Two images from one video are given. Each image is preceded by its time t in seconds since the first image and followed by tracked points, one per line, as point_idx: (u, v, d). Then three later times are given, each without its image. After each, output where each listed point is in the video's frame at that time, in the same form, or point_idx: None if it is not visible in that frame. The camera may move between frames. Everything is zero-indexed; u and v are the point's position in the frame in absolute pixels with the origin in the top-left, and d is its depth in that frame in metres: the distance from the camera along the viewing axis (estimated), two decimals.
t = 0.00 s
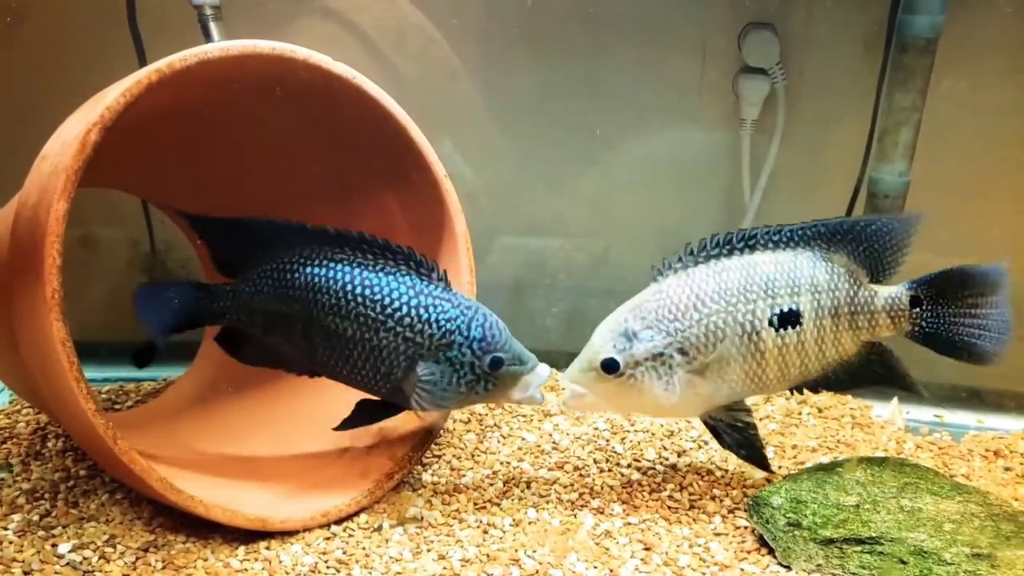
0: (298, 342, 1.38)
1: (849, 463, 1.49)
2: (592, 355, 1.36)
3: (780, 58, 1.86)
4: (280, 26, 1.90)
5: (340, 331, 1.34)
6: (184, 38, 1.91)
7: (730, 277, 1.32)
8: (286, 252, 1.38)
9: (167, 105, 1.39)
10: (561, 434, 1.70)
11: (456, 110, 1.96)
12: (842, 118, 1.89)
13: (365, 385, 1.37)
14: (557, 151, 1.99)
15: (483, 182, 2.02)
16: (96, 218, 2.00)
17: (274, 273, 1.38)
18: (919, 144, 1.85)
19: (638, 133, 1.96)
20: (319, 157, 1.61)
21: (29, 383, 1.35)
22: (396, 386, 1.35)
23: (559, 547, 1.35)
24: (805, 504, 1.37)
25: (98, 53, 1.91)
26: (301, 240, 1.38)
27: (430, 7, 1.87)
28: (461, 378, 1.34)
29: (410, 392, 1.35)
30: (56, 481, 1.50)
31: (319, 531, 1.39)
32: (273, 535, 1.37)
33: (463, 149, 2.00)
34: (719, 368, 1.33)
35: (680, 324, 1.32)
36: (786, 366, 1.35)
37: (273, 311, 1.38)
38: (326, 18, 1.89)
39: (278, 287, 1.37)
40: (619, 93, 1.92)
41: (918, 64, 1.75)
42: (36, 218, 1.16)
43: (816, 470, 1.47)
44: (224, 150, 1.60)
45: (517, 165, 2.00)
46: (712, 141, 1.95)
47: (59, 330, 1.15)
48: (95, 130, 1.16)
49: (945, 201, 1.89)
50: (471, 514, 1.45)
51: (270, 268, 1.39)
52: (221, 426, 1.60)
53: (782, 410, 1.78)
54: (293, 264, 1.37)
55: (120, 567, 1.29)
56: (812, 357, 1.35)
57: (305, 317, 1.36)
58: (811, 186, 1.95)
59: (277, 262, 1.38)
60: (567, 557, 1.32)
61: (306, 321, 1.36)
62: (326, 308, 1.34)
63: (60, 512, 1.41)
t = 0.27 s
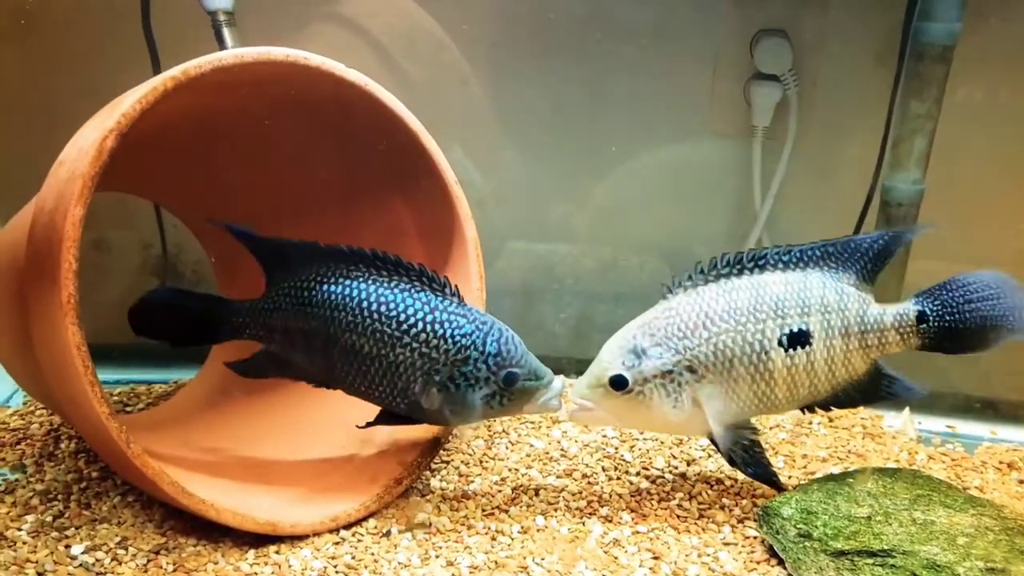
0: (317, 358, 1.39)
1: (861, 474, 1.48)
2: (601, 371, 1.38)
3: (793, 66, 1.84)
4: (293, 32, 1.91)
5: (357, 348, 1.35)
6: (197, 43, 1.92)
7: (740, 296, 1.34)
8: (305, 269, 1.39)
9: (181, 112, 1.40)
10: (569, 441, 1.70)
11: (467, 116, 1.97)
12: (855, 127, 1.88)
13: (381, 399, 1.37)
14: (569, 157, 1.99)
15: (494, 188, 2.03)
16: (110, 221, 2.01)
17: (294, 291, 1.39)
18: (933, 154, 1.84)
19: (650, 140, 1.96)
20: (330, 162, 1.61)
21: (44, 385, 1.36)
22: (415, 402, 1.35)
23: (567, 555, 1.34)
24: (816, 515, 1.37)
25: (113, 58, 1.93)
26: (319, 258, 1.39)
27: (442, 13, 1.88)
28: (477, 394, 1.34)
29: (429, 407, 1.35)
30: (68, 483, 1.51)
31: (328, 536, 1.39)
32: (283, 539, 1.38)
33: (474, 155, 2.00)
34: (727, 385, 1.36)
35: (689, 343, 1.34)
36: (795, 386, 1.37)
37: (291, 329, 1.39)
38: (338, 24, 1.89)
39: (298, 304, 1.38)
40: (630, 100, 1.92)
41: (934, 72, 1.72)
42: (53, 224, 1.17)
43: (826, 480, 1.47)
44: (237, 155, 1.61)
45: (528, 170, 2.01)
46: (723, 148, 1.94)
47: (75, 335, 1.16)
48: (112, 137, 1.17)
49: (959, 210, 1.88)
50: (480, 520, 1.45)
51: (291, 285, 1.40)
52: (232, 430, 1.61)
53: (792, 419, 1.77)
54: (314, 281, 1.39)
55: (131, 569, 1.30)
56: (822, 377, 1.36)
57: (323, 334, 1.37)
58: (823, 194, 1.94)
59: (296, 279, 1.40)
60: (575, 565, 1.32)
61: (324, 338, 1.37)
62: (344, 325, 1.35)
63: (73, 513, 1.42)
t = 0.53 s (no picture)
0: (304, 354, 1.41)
1: (866, 476, 1.48)
2: (614, 378, 1.37)
3: (800, 66, 1.84)
4: (299, 33, 1.91)
5: (339, 344, 1.36)
6: (203, 44, 1.92)
7: (751, 302, 1.34)
8: (291, 264, 1.43)
9: (186, 113, 1.40)
10: (575, 442, 1.70)
11: (473, 117, 1.97)
12: (861, 128, 1.88)
13: (360, 398, 1.37)
14: (574, 158, 1.99)
15: (499, 189, 2.03)
16: (115, 222, 2.01)
17: (279, 286, 1.42)
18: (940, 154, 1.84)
19: (655, 141, 1.96)
20: (337, 162, 1.61)
21: (49, 386, 1.36)
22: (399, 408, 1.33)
23: (573, 557, 1.34)
24: (821, 517, 1.37)
25: (119, 59, 1.93)
26: (308, 255, 1.43)
27: (448, 14, 1.88)
28: (457, 398, 1.34)
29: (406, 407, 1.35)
30: (73, 483, 1.51)
31: (333, 536, 1.39)
32: (288, 540, 1.38)
33: (480, 156, 2.00)
34: (740, 391, 1.35)
35: (701, 349, 1.34)
36: (808, 391, 1.37)
37: (279, 324, 1.41)
38: (344, 25, 1.90)
39: (284, 299, 1.41)
40: (635, 101, 1.92)
41: (940, 74, 1.72)
42: (59, 224, 1.17)
43: (832, 482, 1.47)
44: (243, 155, 1.61)
45: (534, 172, 2.01)
46: (728, 149, 1.94)
47: (80, 335, 1.16)
48: (119, 137, 1.17)
49: (964, 212, 1.88)
50: (485, 521, 1.45)
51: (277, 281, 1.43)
52: (238, 431, 1.61)
53: (797, 421, 1.77)
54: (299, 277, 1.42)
55: (137, 570, 1.30)
56: (835, 381, 1.37)
57: (309, 328, 1.39)
58: (829, 195, 1.94)
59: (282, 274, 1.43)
60: (581, 566, 1.32)
61: (310, 332, 1.39)
62: (328, 321, 1.37)
63: (78, 514, 1.42)
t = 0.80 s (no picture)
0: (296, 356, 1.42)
1: (867, 479, 1.48)
2: (589, 387, 1.40)
3: (800, 70, 1.84)
4: (300, 36, 1.91)
5: (335, 348, 1.37)
6: (204, 47, 1.92)
7: (724, 320, 1.37)
8: (291, 266, 1.44)
9: (188, 116, 1.40)
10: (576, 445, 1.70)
11: (473, 120, 1.97)
12: (863, 130, 1.88)
13: (349, 404, 1.38)
14: (574, 161, 1.99)
15: (500, 192, 2.03)
16: (116, 224, 2.01)
17: (275, 286, 1.43)
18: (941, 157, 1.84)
19: (656, 144, 1.96)
20: (337, 165, 1.61)
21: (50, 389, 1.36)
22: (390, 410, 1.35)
23: (574, 559, 1.34)
24: (822, 519, 1.37)
25: (120, 62, 1.93)
26: (308, 258, 1.44)
27: (448, 17, 1.88)
28: (451, 404, 1.34)
29: (399, 412, 1.35)
30: (74, 486, 1.51)
31: (334, 540, 1.39)
32: (289, 543, 1.38)
33: (481, 158, 2.00)
34: (713, 407, 1.37)
35: (673, 364, 1.36)
36: (781, 410, 1.38)
37: (270, 326, 1.43)
38: (345, 28, 1.90)
39: (278, 303, 1.42)
40: (636, 103, 1.92)
41: (940, 77, 1.70)
42: (59, 227, 1.17)
43: (833, 484, 1.47)
44: (244, 157, 1.61)
45: (534, 174, 2.01)
46: (729, 152, 1.94)
47: (81, 338, 1.16)
48: (120, 139, 1.17)
49: (964, 214, 1.88)
50: (486, 524, 1.45)
51: (274, 284, 1.44)
52: (239, 433, 1.61)
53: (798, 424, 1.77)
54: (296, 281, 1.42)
55: (137, 573, 1.29)
56: (809, 400, 1.38)
57: (302, 331, 1.40)
58: (829, 198, 1.94)
59: (278, 277, 1.44)
60: (582, 569, 1.32)
61: (303, 335, 1.40)
62: (324, 324, 1.38)
63: (78, 517, 1.42)
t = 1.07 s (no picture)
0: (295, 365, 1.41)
1: (871, 479, 1.47)
2: (587, 390, 1.40)
3: (805, 70, 1.85)
4: (303, 34, 1.91)
5: (341, 355, 1.36)
6: (207, 45, 1.92)
7: (723, 324, 1.37)
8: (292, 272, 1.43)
9: (192, 113, 1.40)
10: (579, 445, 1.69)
11: (477, 119, 1.97)
12: (866, 130, 1.88)
13: (351, 409, 1.39)
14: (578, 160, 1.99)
15: (503, 191, 2.03)
16: (118, 222, 2.01)
17: (279, 292, 1.42)
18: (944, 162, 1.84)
19: (659, 143, 1.95)
20: (341, 164, 1.61)
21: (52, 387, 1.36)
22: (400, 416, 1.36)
23: (577, 559, 1.34)
24: (826, 520, 1.36)
25: (123, 60, 1.93)
26: (315, 263, 1.43)
27: (452, 16, 1.88)
28: (454, 410, 1.34)
29: (403, 418, 1.36)
30: (76, 485, 1.51)
31: (337, 539, 1.39)
32: (291, 542, 1.37)
33: (484, 157, 2.00)
34: (709, 411, 1.37)
35: (670, 367, 1.36)
36: (779, 417, 1.38)
37: (270, 334, 1.41)
38: (348, 27, 1.89)
39: (281, 311, 1.40)
40: (640, 103, 1.92)
41: (945, 75, 1.75)
42: (63, 225, 1.17)
43: (836, 485, 1.46)
44: (248, 155, 1.61)
45: (538, 173, 2.01)
46: (733, 152, 1.94)
47: (84, 336, 1.15)
48: (123, 137, 1.16)
49: (968, 214, 1.87)
50: (489, 524, 1.45)
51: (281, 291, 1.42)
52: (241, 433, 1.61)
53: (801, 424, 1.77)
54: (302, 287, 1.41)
55: (139, 572, 1.29)
56: (807, 408, 1.38)
57: (305, 340, 1.39)
58: (833, 198, 1.94)
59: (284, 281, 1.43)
60: (585, 569, 1.31)
61: (307, 344, 1.39)
62: (329, 331, 1.37)
63: (80, 515, 1.42)
